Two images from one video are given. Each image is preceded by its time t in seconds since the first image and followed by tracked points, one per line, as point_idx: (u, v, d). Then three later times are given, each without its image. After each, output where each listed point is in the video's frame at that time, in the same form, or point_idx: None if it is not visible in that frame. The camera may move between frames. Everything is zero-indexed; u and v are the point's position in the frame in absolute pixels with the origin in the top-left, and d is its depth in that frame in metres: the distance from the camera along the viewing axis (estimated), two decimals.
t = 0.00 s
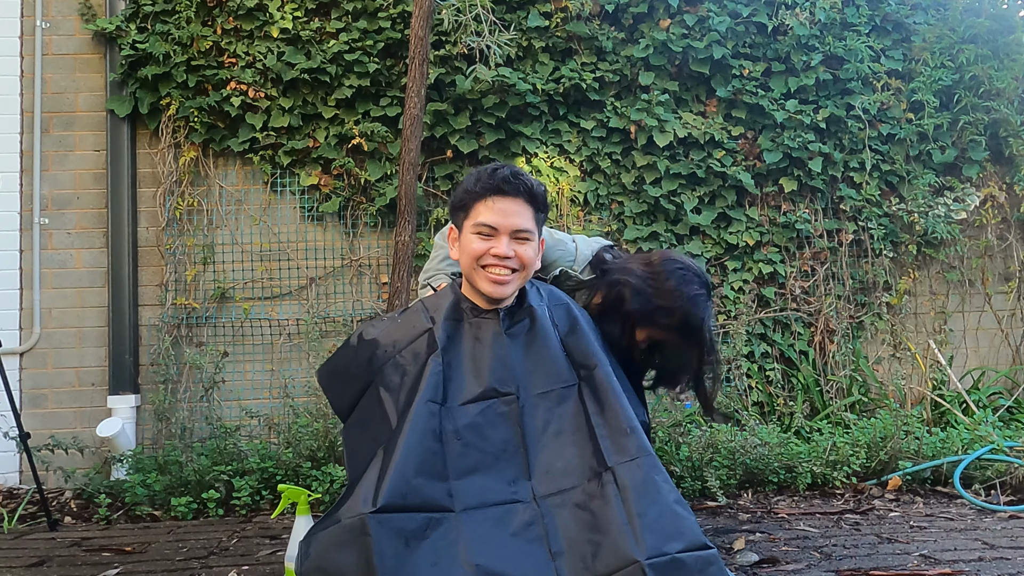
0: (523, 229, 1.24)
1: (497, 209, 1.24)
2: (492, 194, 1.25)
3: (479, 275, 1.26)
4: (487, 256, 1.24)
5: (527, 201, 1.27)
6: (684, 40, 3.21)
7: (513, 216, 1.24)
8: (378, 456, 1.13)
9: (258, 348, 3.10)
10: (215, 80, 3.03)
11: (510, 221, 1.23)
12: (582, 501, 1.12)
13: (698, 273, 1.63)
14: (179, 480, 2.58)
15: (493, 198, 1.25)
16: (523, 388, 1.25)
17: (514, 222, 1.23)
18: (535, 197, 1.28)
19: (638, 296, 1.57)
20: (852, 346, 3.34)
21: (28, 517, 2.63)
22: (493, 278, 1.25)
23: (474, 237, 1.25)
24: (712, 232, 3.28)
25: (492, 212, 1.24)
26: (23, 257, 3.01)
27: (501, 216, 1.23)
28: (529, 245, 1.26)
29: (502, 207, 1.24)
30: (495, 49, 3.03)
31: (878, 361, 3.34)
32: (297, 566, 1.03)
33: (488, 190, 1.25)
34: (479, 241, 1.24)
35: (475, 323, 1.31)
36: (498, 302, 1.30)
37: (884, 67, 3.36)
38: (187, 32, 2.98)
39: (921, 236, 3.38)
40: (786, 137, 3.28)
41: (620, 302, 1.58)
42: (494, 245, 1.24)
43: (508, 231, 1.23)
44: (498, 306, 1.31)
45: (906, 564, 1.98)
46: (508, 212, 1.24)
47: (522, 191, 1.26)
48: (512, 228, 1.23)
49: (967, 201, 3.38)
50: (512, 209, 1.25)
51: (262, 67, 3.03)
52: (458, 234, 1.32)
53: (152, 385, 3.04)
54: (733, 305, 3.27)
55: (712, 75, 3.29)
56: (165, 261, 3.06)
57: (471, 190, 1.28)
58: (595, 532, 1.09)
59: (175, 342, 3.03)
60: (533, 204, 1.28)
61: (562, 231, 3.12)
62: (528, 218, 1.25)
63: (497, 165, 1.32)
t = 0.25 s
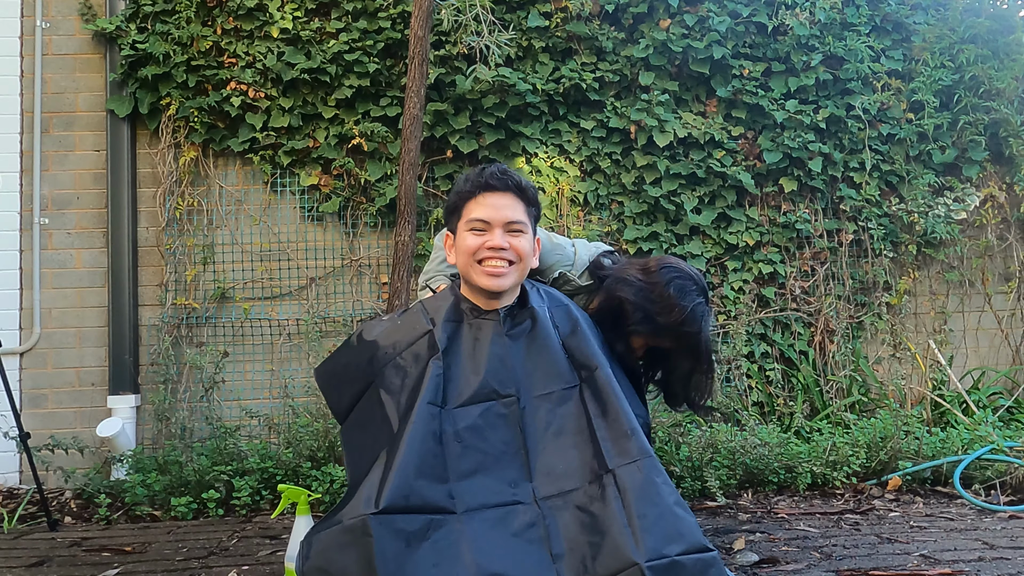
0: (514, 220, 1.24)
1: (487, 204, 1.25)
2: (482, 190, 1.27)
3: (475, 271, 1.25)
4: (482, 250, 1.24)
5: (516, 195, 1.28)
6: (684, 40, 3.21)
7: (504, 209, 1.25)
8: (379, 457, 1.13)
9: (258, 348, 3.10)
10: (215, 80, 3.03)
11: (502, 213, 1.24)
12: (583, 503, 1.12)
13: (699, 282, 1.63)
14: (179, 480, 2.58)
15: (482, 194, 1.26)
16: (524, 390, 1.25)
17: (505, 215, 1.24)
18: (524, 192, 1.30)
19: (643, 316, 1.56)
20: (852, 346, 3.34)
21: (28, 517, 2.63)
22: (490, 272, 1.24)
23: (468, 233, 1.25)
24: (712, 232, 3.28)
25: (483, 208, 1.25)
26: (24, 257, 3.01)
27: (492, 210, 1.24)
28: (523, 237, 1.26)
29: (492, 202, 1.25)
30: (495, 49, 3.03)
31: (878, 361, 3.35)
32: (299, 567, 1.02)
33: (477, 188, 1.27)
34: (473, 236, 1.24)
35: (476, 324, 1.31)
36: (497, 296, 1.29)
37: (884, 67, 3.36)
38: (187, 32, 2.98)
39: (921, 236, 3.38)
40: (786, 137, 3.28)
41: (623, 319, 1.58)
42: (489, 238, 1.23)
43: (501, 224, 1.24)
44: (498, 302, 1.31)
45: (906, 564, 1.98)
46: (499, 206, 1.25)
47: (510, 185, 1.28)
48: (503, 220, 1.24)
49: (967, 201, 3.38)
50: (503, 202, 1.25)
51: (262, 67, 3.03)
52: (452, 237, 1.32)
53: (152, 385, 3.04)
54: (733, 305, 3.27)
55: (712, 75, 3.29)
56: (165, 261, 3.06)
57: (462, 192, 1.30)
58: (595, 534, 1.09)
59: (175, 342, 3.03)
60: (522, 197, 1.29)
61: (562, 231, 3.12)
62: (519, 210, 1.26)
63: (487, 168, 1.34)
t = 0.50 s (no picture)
0: (511, 223, 1.24)
1: (483, 207, 1.25)
2: (479, 193, 1.27)
3: (472, 274, 1.25)
4: (478, 253, 1.24)
5: (513, 196, 1.28)
6: (684, 40, 3.21)
7: (500, 211, 1.24)
8: (375, 457, 1.13)
9: (258, 348, 3.10)
10: (215, 80, 3.02)
11: (498, 216, 1.23)
12: (581, 503, 1.12)
13: (696, 274, 1.63)
14: (179, 480, 2.58)
15: (479, 197, 1.26)
16: (521, 390, 1.25)
17: (502, 217, 1.23)
18: (520, 193, 1.29)
19: (638, 308, 1.56)
20: (852, 346, 3.34)
21: (28, 517, 2.63)
22: (486, 275, 1.24)
23: (463, 236, 1.25)
24: (712, 232, 3.28)
25: (479, 210, 1.25)
26: (24, 257, 3.01)
27: (488, 213, 1.24)
28: (520, 240, 1.26)
29: (488, 204, 1.25)
30: (495, 49, 3.03)
31: (877, 361, 3.35)
32: (296, 568, 1.03)
33: (473, 190, 1.27)
34: (468, 239, 1.24)
35: (473, 325, 1.31)
36: (493, 300, 1.29)
37: (884, 67, 3.36)
38: (188, 32, 2.98)
39: (921, 236, 3.38)
40: (786, 137, 3.28)
41: (619, 311, 1.58)
42: (485, 242, 1.23)
43: (497, 226, 1.23)
44: (494, 304, 1.30)
45: (906, 564, 1.98)
46: (495, 209, 1.24)
47: (506, 187, 1.28)
48: (500, 223, 1.23)
49: (967, 201, 3.38)
50: (499, 205, 1.25)
51: (262, 67, 3.02)
52: (448, 238, 1.32)
53: (152, 385, 3.04)
54: (733, 305, 3.27)
55: (712, 75, 3.29)
56: (165, 261, 3.06)
57: (458, 194, 1.30)
58: (594, 535, 1.09)
59: (175, 342, 3.03)
60: (519, 199, 1.28)
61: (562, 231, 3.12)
62: (515, 212, 1.26)
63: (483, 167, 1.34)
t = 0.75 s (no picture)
0: (514, 229, 1.24)
1: (486, 212, 1.24)
2: (480, 197, 1.26)
3: (475, 279, 1.25)
4: (480, 260, 1.24)
5: (515, 200, 1.27)
6: (684, 40, 3.21)
7: (503, 216, 1.24)
8: (377, 460, 1.13)
9: (258, 348, 3.10)
10: (215, 80, 3.02)
11: (500, 222, 1.23)
12: (582, 505, 1.12)
13: (695, 264, 1.63)
14: (179, 480, 2.58)
15: (481, 202, 1.25)
16: (522, 392, 1.25)
17: (504, 223, 1.23)
18: (523, 196, 1.28)
19: (638, 300, 1.55)
20: (853, 346, 3.33)
21: (28, 517, 2.63)
22: (489, 281, 1.25)
23: (467, 242, 1.25)
24: (712, 232, 3.28)
25: (481, 216, 1.24)
26: (24, 257, 3.01)
27: (491, 218, 1.23)
28: (522, 244, 1.25)
29: (491, 209, 1.24)
30: (495, 49, 3.03)
31: (878, 361, 3.35)
32: (298, 571, 1.03)
33: (474, 195, 1.26)
34: (471, 245, 1.24)
35: (474, 326, 1.30)
36: (496, 305, 1.29)
37: (884, 67, 3.36)
38: (187, 32, 2.98)
39: (921, 236, 3.38)
40: (786, 137, 3.28)
41: (620, 305, 1.58)
42: (487, 248, 1.23)
43: (499, 232, 1.23)
44: (496, 309, 1.31)
45: (906, 564, 1.98)
46: (498, 214, 1.24)
47: (508, 191, 1.26)
48: (503, 229, 1.23)
49: (967, 201, 3.38)
50: (501, 210, 1.24)
51: (262, 67, 3.03)
52: (450, 240, 1.32)
53: (152, 385, 3.04)
54: (733, 305, 3.27)
55: (712, 75, 3.29)
56: (165, 262, 3.06)
57: (460, 197, 1.29)
58: (595, 537, 1.09)
59: (175, 342, 3.03)
60: (522, 203, 1.28)
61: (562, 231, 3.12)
62: (517, 217, 1.25)
63: (485, 168, 1.32)
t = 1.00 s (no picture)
0: (518, 230, 1.23)
1: (491, 212, 1.24)
2: (485, 197, 1.25)
3: (478, 280, 1.25)
4: (484, 260, 1.24)
5: (520, 201, 1.26)
6: (684, 40, 3.21)
7: (507, 217, 1.24)
8: (377, 459, 1.13)
9: (258, 348, 3.10)
10: (215, 80, 3.03)
11: (505, 223, 1.23)
12: (583, 506, 1.12)
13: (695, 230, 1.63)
14: (179, 480, 2.58)
15: (486, 202, 1.25)
16: (523, 393, 1.25)
17: (509, 224, 1.23)
18: (528, 197, 1.28)
19: (643, 265, 1.55)
20: (853, 346, 3.33)
21: (28, 517, 2.63)
22: (491, 282, 1.25)
23: (470, 241, 1.25)
24: (712, 232, 3.28)
25: (486, 216, 1.24)
26: (24, 257, 3.01)
27: (495, 219, 1.23)
28: (526, 246, 1.25)
29: (496, 210, 1.24)
30: (495, 49, 3.03)
31: (878, 361, 3.35)
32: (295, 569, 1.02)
33: (479, 194, 1.26)
34: (475, 245, 1.24)
35: (475, 326, 1.31)
36: (498, 305, 1.29)
37: (884, 67, 3.36)
38: (188, 32, 2.98)
39: (921, 236, 3.38)
40: (786, 137, 3.28)
41: (624, 275, 1.57)
42: (491, 248, 1.23)
43: (504, 233, 1.23)
44: (498, 310, 1.31)
45: (906, 564, 1.98)
46: (503, 214, 1.24)
47: (513, 192, 1.26)
48: (507, 230, 1.23)
49: (967, 201, 3.38)
50: (506, 211, 1.24)
51: (262, 67, 3.03)
52: (453, 239, 1.32)
53: (152, 385, 3.04)
54: (733, 305, 3.28)
55: (712, 75, 3.29)
56: (165, 261, 3.06)
57: (464, 196, 1.28)
58: (595, 538, 1.09)
59: (175, 342, 3.03)
60: (526, 205, 1.27)
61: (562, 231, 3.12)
62: (522, 218, 1.25)
63: (490, 168, 1.32)
